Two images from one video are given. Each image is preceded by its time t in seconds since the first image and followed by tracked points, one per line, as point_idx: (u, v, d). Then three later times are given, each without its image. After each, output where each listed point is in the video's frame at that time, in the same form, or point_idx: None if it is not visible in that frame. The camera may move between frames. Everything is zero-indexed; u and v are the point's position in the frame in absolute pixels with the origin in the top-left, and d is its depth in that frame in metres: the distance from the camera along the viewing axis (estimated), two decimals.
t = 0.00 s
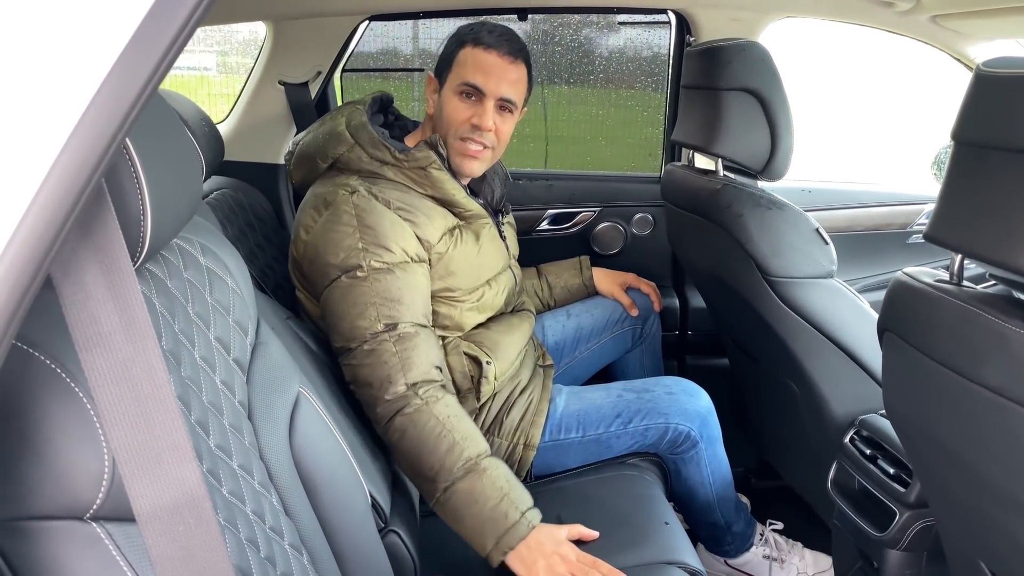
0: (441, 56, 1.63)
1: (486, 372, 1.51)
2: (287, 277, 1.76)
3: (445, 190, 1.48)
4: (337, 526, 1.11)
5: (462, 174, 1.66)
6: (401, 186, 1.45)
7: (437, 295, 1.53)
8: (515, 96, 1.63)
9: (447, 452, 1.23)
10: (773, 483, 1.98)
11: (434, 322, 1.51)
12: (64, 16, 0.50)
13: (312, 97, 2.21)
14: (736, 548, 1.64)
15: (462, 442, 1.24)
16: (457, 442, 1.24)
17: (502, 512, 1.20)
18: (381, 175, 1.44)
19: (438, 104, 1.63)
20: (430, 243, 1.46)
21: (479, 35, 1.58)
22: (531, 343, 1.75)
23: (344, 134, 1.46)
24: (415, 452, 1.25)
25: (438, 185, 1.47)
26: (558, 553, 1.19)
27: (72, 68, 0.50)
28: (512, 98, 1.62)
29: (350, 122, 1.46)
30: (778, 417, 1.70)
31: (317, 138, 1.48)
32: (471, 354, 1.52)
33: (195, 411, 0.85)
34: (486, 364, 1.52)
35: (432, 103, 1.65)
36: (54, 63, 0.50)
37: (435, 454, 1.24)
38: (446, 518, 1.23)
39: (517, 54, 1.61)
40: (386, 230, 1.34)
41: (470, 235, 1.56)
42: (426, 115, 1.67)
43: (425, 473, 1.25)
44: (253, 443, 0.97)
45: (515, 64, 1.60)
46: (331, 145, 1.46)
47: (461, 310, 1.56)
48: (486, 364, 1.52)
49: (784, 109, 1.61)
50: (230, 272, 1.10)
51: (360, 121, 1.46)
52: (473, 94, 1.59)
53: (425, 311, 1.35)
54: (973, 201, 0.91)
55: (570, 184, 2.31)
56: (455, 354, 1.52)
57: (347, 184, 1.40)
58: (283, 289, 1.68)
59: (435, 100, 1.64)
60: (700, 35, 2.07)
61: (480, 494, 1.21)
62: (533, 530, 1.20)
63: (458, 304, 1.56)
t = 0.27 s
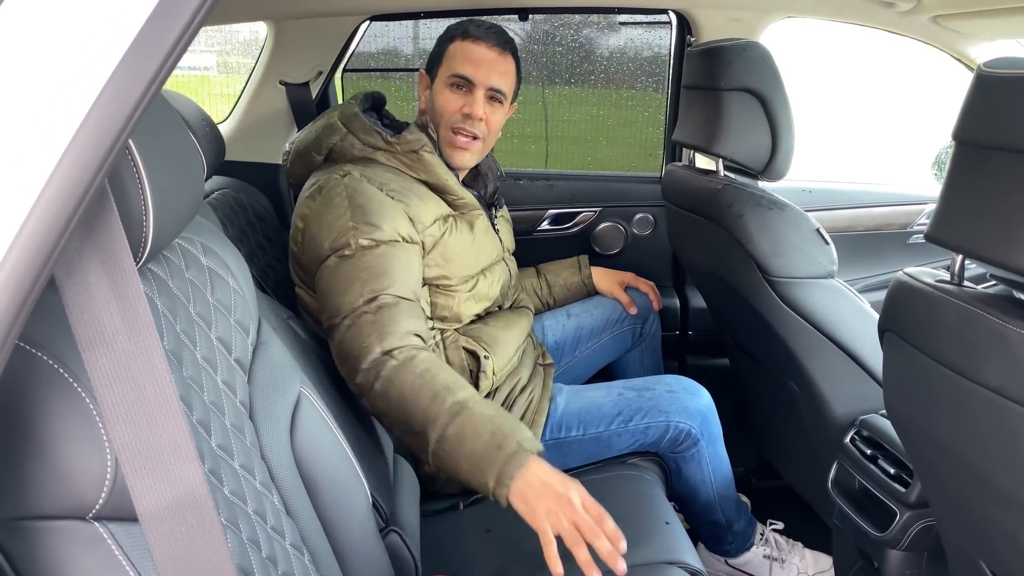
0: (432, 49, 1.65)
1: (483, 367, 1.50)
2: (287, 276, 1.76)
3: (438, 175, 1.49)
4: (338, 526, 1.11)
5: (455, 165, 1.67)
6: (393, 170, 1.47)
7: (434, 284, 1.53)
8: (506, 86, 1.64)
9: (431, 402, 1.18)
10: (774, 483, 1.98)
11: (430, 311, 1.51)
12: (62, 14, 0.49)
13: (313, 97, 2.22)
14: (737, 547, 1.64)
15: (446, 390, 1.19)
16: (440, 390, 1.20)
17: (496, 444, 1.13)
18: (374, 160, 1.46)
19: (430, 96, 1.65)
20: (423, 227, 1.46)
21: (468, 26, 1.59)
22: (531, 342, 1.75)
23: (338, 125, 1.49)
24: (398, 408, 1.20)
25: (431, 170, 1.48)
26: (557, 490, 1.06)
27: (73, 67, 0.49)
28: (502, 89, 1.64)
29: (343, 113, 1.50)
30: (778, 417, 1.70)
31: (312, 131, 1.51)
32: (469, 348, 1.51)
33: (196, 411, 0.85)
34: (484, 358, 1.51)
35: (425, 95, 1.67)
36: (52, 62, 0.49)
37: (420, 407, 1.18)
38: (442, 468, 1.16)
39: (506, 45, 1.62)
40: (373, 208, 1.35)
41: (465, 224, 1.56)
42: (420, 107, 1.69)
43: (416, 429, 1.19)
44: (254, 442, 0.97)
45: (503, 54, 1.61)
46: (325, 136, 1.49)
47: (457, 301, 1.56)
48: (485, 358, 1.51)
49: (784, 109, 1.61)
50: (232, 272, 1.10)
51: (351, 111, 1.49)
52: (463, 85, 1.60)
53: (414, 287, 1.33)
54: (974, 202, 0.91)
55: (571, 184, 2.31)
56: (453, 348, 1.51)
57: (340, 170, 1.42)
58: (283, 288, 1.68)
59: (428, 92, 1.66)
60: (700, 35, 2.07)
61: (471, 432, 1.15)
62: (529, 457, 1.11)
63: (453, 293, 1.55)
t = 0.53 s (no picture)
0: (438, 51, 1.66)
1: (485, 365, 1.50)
2: (287, 276, 1.77)
3: (438, 172, 1.49)
4: (339, 527, 1.11)
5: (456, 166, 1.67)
6: (393, 167, 1.46)
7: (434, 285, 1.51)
8: (510, 89, 1.64)
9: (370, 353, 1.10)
10: (774, 484, 1.98)
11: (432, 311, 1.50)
12: (65, 15, 0.50)
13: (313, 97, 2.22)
14: (737, 547, 1.64)
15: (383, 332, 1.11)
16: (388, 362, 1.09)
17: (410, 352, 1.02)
18: (374, 157, 1.46)
19: (434, 97, 1.65)
20: (421, 224, 1.43)
21: (473, 28, 1.60)
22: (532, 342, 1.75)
23: (340, 122, 1.50)
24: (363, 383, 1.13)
25: (431, 166, 1.48)
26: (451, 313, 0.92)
27: (74, 68, 0.49)
28: (506, 92, 1.64)
29: (346, 111, 1.51)
30: (778, 418, 1.70)
31: (315, 130, 1.52)
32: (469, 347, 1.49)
33: (196, 411, 0.85)
34: (485, 357, 1.49)
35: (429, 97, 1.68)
36: (54, 63, 0.49)
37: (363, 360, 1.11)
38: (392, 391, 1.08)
39: (511, 47, 1.63)
40: (363, 211, 1.33)
41: (467, 225, 1.54)
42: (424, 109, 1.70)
43: (387, 389, 1.10)
44: (255, 442, 0.97)
45: (508, 56, 1.62)
46: (327, 134, 1.50)
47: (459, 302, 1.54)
48: (485, 357, 1.49)
49: (785, 109, 1.61)
50: (233, 272, 1.11)
51: (354, 110, 1.50)
52: (466, 85, 1.61)
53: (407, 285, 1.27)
54: (974, 203, 0.91)
55: (571, 184, 2.32)
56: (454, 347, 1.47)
57: (337, 170, 1.42)
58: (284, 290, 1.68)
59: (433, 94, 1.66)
60: (701, 35, 2.07)
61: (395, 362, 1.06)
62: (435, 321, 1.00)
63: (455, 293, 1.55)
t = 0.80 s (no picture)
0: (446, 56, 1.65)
1: (487, 368, 1.49)
2: (288, 277, 1.77)
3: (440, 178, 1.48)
4: (338, 527, 1.11)
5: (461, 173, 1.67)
6: (397, 172, 1.45)
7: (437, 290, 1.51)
8: (517, 97, 1.64)
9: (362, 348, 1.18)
10: (774, 484, 1.98)
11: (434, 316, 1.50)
12: (62, 14, 0.49)
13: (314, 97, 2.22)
14: (737, 547, 1.63)
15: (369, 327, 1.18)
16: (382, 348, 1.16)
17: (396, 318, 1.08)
18: (379, 163, 1.45)
19: (441, 102, 1.65)
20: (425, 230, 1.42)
21: (483, 35, 1.60)
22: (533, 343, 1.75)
23: (345, 126, 1.49)
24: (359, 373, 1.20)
25: (435, 173, 1.48)
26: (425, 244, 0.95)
27: (73, 67, 0.49)
28: (513, 100, 1.63)
29: (351, 115, 1.49)
30: (778, 417, 1.70)
31: (320, 133, 1.51)
32: (470, 348, 1.49)
33: (196, 411, 0.85)
34: (486, 358, 1.49)
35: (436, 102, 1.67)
36: (52, 62, 0.49)
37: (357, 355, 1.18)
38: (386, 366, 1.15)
39: (521, 55, 1.62)
40: (365, 219, 1.32)
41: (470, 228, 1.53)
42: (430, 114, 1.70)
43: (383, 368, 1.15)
44: (254, 442, 0.97)
45: (516, 64, 1.62)
46: (332, 138, 1.48)
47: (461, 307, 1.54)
48: (487, 359, 1.49)
49: (785, 109, 1.60)
50: (233, 273, 1.11)
51: (359, 114, 1.49)
52: (474, 93, 1.61)
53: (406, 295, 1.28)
54: (974, 203, 0.91)
55: (571, 184, 2.32)
56: (456, 351, 1.47)
57: (341, 177, 1.42)
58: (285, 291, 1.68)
59: (440, 99, 1.66)
60: (701, 35, 2.07)
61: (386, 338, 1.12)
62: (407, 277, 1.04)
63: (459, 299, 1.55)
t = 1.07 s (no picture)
0: (457, 60, 1.64)
1: (489, 371, 1.51)
2: (288, 277, 1.77)
3: (452, 186, 1.48)
4: (338, 528, 1.11)
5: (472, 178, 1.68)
6: (409, 180, 1.45)
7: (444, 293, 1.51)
8: (529, 103, 1.65)
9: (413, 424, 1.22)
10: (774, 484, 1.98)
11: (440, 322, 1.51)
12: (62, 13, 0.49)
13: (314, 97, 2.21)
14: (737, 548, 1.63)
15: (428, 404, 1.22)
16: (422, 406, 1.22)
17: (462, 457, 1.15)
18: (392, 170, 1.44)
19: (453, 107, 1.64)
20: (437, 240, 1.45)
21: (496, 41, 1.59)
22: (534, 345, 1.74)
23: (356, 130, 1.48)
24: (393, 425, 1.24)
25: (449, 182, 1.47)
26: (539, 456, 1.07)
27: (73, 67, 0.49)
28: (525, 105, 1.64)
29: (363, 120, 1.48)
30: (779, 418, 1.70)
31: (330, 136, 1.50)
32: (476, 353, 1.52)
33: (196, 412, 0.85)
34: (490, 362, 1.52)
35: (446, 106, 1.67)
36: (52, 62, 0.49)
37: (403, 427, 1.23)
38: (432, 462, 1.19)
39: (533, 61, 1.63)
40: (384, 230, 1.33)
41: (479, 234, 1.55)
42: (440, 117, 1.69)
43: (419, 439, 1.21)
44: (255, 443, 0.97)
45: (530, 70, 1.62)
46: (343, 142, 1.48)
47: (464, 312, 1.55)
48: (491, 363, 1.52)
49: (785, 109, 1.60)
50: (234, 274, 1.11)
51: (371, 119, 1.48)
52: (488, 99, 1.61)
53: (421, 314, 1.33)
54: (975, 203, 0.91)
55: (571, 184, 2.32)
56: (459, 353, 1.50)
57: (354, 182, 1.41)
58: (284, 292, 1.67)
59: (450, 103, 1.65)
60: (702, 35, 2.07)
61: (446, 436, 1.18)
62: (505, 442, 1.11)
63: (464, 303, 1.55)
